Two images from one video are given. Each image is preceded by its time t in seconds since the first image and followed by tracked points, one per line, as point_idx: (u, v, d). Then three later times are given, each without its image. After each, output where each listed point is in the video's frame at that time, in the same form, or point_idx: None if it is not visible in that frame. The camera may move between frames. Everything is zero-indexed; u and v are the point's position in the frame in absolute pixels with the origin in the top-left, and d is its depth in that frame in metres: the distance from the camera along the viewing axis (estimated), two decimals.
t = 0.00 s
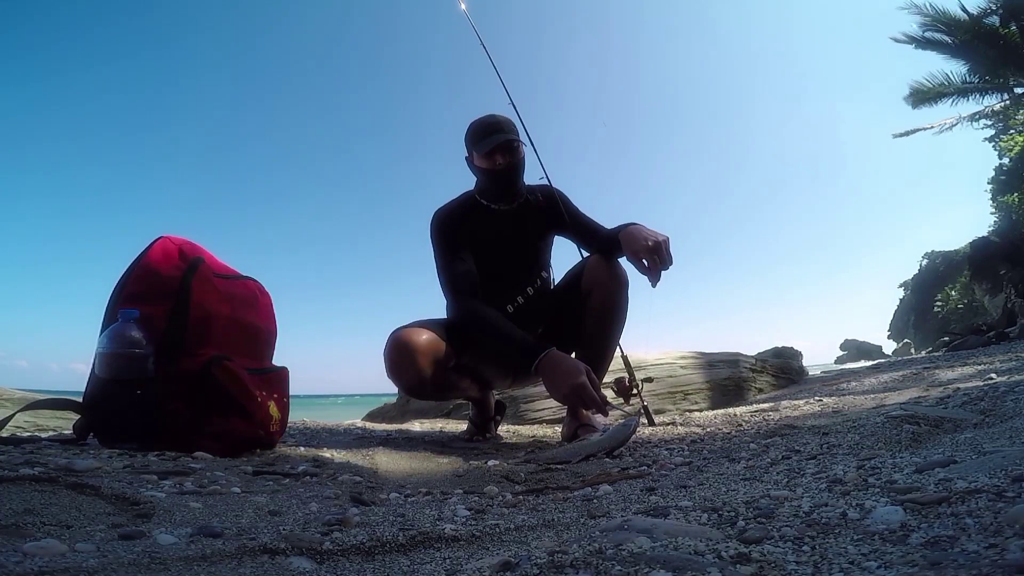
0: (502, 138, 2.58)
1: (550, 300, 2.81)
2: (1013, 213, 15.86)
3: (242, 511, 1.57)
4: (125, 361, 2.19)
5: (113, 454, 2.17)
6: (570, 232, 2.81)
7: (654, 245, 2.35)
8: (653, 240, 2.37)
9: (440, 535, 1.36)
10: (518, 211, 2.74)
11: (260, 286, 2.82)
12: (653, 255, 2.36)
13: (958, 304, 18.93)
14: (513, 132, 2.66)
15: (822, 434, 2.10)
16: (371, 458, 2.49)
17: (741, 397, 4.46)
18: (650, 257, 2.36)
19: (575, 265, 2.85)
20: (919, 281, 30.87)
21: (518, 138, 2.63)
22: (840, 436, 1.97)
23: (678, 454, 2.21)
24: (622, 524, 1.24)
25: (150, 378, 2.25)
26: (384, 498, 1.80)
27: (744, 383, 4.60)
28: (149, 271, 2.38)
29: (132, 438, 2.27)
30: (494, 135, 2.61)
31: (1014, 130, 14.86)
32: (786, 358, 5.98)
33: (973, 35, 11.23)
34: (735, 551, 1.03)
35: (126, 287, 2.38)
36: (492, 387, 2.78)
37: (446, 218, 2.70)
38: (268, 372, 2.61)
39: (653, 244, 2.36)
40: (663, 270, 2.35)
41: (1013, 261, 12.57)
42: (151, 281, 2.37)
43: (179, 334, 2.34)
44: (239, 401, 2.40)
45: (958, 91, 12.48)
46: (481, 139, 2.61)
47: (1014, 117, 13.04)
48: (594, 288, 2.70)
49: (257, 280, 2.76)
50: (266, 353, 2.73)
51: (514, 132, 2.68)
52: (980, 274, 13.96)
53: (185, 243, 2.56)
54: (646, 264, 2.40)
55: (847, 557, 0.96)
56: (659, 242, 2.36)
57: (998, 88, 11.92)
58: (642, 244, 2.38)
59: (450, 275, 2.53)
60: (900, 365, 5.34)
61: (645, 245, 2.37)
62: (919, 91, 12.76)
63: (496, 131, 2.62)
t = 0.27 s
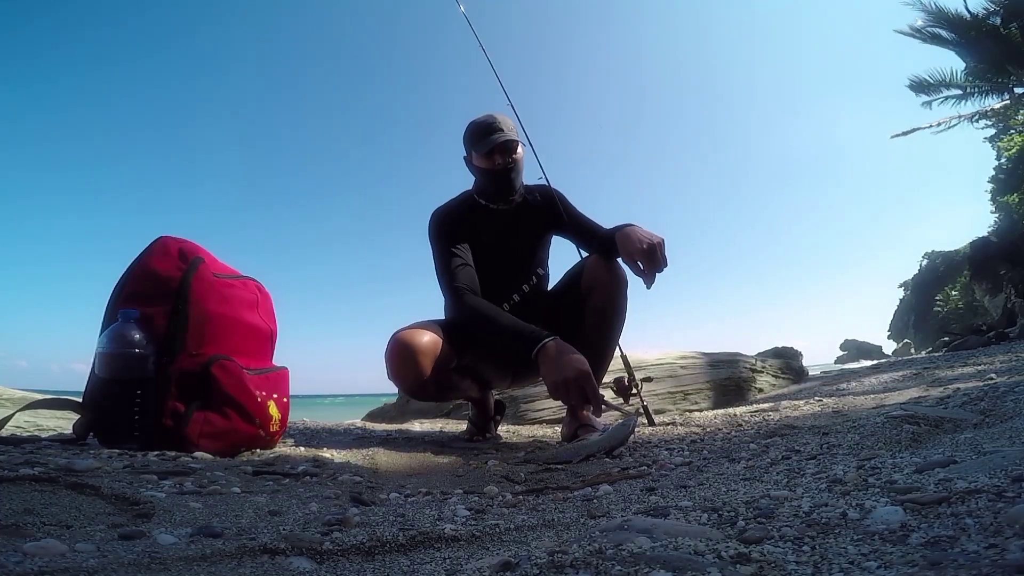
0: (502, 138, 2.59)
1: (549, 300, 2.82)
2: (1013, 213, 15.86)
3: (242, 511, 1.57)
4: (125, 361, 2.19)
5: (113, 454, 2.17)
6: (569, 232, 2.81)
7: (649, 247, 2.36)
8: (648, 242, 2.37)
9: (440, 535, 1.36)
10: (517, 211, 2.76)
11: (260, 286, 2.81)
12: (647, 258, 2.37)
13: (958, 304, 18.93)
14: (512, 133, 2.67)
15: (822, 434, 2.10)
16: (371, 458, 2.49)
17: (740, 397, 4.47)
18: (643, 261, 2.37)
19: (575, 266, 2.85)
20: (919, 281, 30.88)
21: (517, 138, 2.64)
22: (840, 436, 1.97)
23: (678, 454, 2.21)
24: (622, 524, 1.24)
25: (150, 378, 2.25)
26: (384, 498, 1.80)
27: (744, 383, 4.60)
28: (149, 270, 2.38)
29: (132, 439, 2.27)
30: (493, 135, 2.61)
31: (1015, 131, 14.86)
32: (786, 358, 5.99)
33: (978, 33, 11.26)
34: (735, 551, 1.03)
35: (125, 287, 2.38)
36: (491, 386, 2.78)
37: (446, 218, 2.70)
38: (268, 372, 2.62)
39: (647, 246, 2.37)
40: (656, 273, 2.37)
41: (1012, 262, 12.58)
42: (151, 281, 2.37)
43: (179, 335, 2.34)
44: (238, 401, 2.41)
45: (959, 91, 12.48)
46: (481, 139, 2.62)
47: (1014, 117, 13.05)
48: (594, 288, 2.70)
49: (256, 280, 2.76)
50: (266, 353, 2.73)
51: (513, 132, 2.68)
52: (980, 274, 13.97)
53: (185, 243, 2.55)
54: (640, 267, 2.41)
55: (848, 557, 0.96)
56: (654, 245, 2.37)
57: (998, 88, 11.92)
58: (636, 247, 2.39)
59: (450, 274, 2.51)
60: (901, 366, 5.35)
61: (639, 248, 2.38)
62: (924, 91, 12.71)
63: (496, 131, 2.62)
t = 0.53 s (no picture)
0: (501, 138, 2.60)
1: (547, 300, 2.82)
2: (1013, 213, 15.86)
3: (242, 511, 1.56)
4: (125, 361, 2.19)
5: (113, 454, 2.17)
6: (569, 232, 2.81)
7: (646, 251, 2.36)
8: (645, 246, 2.38)
9: (440, 535, 1.36)
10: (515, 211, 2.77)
11: (260, 286, 2.81)
12: (644, 262, 2.37)
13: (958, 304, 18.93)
14: (512, 133, 2.68)
15: (822, 434, 2.10)
16: (371, 458, 2.49)
17: (741, 397, 4.47)
18: (640, 264, 2.38)
19: (574, 266, 2.85)
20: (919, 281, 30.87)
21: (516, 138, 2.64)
22: (840, 436, 1.97)
23: (678, 454, 2.21)
24: (622, 524, 1.24)
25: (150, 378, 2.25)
26: (384, 498, 1.80)
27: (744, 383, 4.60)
28: (149, 270, 2.38)
29: (132, 439, 2.27)
30: (492, 135, 2.61)
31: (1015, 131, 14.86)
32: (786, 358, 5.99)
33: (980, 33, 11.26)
34: (735, 551, 1.03)
35: (125, 287, 2.38)
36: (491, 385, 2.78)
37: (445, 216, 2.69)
38: (268, 372, 2.62)
39: (645, 249, 2.37)
40: (652, 276, 2.38)
41: (1012, 262, 12.59)
42: (151, 281, 2.37)
43: (179, 335, 2.34)
44: (239, 401, 2.41)
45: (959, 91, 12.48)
46: (480, 139, 2.62)
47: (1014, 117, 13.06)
48: (593, 288, 2.70)
49: (256, 279, 2.76)
50: (266, 353, 2.73)
51: (513, 132, 2.69)
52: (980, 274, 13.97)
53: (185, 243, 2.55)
54: (637, 270, 2.42)
55: (847, 557, 0.96)
56: (652, 248, 2.37)
57: (999, 87, 11.92)
58: (634, 250, 2.40)
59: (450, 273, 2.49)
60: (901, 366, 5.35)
61: (637, 251, 2.39)
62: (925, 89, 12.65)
63: (495, 131, 2.62)
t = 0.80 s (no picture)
0: (502, 138, 2.60)
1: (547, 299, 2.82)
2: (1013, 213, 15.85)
3: (242, 511, 1.56)
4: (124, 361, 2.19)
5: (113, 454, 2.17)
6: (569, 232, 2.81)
7: (644, 251, 2.37)
8: (643, 246, 2.38)
9: (440, 535, 1.36)
10: (515, 211, 2.77)
11: (260, 285, 2.81)
12: (642, 262, 2.38)
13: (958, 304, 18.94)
14: (512, 133, 2.68)
15: (822, 434, 2.10)
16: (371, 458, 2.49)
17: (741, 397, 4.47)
18: (638, 264, 2.38)
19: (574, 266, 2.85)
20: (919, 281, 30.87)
21: (517, 138, 2.65)
22: (840, 436, 1.97)
23: (678, 454, 2.21)
24: (622, 524, 1.24)
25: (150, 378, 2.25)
26: (384, 498, 1.80)
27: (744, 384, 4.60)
28: (149, 270, 2.38)
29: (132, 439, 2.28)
30: (493, 135, 2.62)
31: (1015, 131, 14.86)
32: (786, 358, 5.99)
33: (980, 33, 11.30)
34: (735, 551, 1.03)
35: (125, 287, 2.38)
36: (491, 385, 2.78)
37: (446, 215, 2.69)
38: (268, 372, 2.62)
39: (642, 250, 2.38)
40: (651, 277, 2.38)
41: (1012, 262, 12.60)
42: (151, 281, 2.37)
43: (179, 334, 2.34)
44: (238, 401, 2.40)
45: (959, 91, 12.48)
46: (481, 139, 2.62)
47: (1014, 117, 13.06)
48: (593, 288, 2.70)
49: (256, 279, 2.75)
50: (266, 352, 2.73)
51: (513, 132, 2.69)
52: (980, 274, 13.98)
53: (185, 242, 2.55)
54: (635, 270, 2.42)
55: (848, 558, 0.96)
56: (650, 248, 2.38)
57: (999, 88, 11.92)
58: (632, 251, 2.40)
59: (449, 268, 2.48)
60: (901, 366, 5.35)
61: (635, 251, 2.39)
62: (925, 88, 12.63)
63: (496, 132, 2.63)
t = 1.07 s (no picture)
0: (503, 138, 2.60)
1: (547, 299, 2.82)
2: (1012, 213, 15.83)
3: (242, 511, 1.57)
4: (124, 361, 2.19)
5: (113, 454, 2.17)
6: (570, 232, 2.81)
7: (641, 253, 2.37)
8: (640, 248, 2.38)
9: (440, 535, 1.36)
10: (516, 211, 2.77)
11: (260, 285, 2.81)
12: (639, 264, 2.38)
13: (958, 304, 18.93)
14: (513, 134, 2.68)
15: (822, 434, 2.10)
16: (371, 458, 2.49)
17: (741, 397, 4.46)
18: (634, 264, 2.39)
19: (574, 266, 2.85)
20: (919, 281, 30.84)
21: (518, 138, 2.65)
22: (840, 436, 1.97)
23: (678, 454, 2.21)
24: (622, 524, 1.24)
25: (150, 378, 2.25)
26: (384, 498, 1.80)
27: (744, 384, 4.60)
28: (149, 270, 2.38)
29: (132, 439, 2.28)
30: (494, 135, 2.62)
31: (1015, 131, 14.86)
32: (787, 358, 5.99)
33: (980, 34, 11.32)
34: (735, 551, 1.03)
35: (125, 287, 2.38)
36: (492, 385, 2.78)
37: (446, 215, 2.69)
38: (268, 372, 2.62)
39: (639, 251, 2.38)
40: (646, 277, 2.38)
41: (1012, 262, 12.61)
42: (151, 281, 2.37)
43: (179, 334, 2.34)
44: (239, 401, 2.40)
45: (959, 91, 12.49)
46: (481, 139, 2.62)
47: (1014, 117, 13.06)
48: (593, 288, 2.70)
49: (256, 279, 2.75)
50: (266, 352, 2.73)
51: (514, 132, 2.69)
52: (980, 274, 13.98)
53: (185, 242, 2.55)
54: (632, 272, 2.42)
55: (848, 558, 0.96)
56: (647, 249, 2.38)
57: (999, 87, 11.92)
58: (629, 253, 2.40)
59: (450, 267, 2.48)
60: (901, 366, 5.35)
61: (632, 253, 2.39)
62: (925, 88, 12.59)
63: (497, 132, 2.63)
